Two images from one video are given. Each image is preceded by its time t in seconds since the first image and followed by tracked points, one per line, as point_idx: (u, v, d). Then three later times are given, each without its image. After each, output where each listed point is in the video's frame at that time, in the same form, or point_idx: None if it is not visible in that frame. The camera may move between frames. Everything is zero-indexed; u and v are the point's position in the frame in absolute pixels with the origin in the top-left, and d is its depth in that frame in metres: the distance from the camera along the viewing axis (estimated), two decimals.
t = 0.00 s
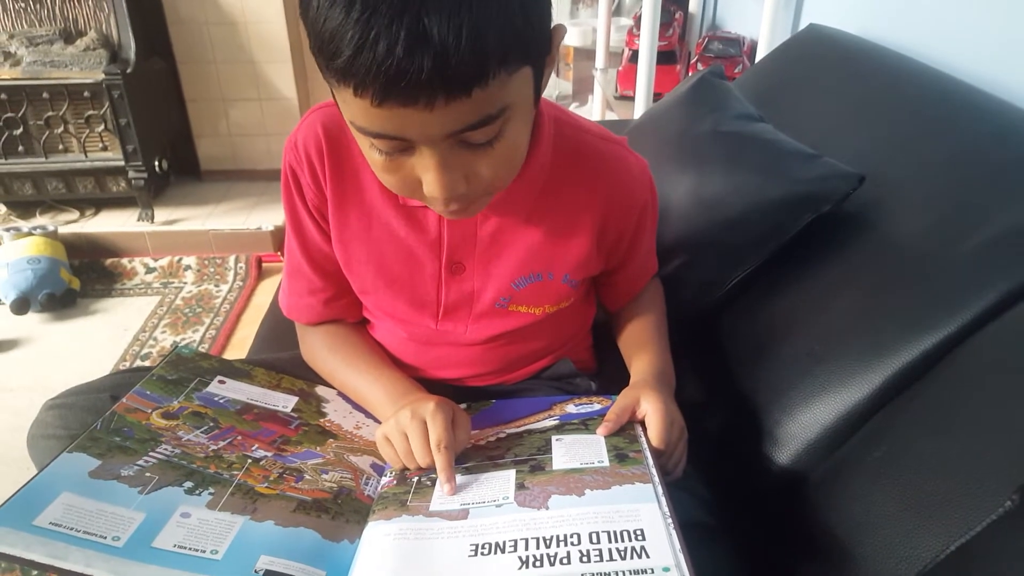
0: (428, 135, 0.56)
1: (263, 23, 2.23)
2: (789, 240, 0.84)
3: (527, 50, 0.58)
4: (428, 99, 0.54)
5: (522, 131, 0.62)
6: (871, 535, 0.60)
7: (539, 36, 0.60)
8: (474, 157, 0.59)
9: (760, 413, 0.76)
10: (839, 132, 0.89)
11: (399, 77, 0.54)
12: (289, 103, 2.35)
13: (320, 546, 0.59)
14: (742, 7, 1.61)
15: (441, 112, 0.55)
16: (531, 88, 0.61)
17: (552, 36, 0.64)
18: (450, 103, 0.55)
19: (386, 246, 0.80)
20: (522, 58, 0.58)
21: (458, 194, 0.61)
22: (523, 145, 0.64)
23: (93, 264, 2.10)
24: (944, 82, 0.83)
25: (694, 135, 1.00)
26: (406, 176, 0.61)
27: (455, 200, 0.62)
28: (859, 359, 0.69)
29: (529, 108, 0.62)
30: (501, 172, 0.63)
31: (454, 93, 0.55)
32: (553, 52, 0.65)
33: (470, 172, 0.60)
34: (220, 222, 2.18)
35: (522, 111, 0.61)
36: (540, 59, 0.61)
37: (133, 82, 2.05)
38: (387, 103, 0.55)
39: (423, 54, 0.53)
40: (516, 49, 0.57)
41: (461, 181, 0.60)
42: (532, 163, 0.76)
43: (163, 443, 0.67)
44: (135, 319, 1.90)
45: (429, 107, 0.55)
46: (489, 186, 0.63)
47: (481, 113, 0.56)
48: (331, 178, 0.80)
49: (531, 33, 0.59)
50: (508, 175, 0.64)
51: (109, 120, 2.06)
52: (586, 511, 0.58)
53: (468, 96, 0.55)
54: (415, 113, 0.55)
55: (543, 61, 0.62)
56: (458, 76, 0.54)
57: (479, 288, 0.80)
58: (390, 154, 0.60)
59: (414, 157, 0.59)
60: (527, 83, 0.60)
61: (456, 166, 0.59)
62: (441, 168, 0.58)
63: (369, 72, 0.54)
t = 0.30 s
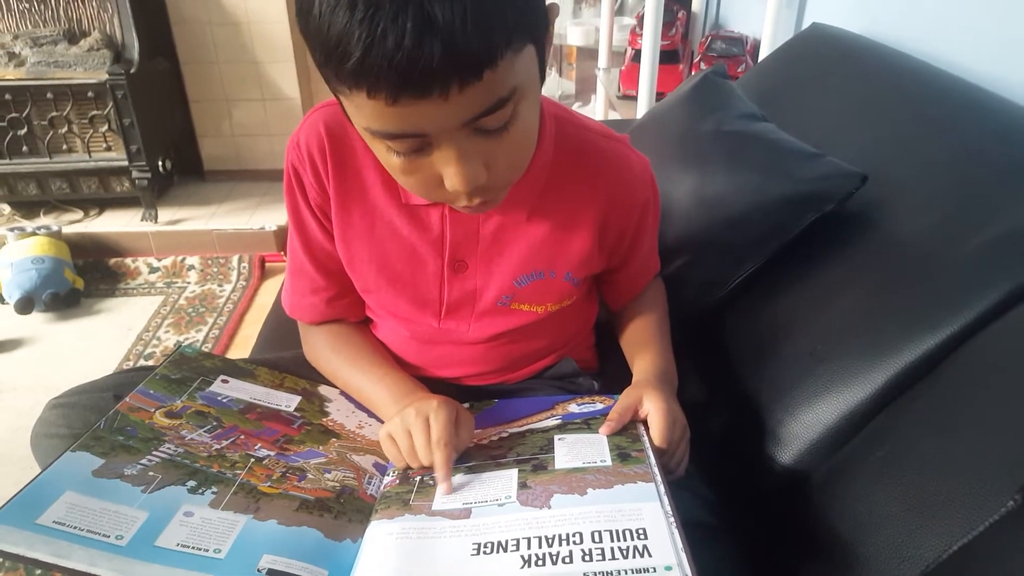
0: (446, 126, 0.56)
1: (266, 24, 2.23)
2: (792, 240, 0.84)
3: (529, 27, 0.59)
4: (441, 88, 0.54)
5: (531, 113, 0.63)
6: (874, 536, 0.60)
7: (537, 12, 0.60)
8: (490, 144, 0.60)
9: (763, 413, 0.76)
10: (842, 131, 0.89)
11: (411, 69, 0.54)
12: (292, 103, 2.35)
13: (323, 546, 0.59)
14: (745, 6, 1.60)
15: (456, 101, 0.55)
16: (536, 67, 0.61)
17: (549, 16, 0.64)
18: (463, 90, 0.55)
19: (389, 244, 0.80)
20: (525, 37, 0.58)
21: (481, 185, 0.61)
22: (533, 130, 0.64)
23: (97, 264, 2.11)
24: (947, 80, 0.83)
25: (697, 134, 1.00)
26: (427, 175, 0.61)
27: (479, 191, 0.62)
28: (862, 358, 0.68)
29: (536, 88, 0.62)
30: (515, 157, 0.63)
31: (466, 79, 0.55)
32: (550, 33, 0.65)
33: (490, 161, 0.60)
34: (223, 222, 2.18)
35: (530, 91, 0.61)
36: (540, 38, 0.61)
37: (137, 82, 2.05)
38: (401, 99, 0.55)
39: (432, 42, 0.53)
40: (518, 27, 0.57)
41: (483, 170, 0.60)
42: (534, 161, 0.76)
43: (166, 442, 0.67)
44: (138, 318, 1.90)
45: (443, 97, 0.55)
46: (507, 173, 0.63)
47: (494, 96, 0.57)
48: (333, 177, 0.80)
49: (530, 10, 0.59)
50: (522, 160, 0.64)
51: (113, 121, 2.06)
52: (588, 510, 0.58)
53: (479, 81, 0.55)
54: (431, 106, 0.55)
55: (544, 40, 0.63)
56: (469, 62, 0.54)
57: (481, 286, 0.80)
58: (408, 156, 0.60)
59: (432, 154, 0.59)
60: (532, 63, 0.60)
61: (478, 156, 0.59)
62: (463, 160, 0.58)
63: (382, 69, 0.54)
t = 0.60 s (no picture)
0: (446, 125, 0.57)
1: (276, 22, 2.25)
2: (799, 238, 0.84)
3: (528, 25, 0.59)
4: (440, 88, 0.55)
5: (533, 110, 0.63)
6: (878, 534, 0.60)
7: (537, 9, 0.60)
8: (492, 143, 0.60)
9: (768, 411, 0.76)
10: (850, 128, 0.88)
11: (410, 70, 0.54)
12: (302, 101, 2.37)
13: (329, 538, 0.59)
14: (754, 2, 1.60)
15: (455, 100, 0.55)
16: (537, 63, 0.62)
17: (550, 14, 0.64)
18: (463, 89, 0.55)
19: (394, 242, 0.80)
20: (524, 35, 0.58)
21: (484, 184, 0.61)
22: (536, 126, 0.64)
23: (108, 262, 2.13)
24: (956, 76, 0.82)
25: (704, 131, 1.00)
26: (429, 175, 0.61)
27: (482, 190, 0.62)
28: (868, 356, 0.68)
29: (537, 84, 0.62)
30: (518, 155, 0.63)
31: (465, 79, 0.55)
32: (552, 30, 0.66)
33: (492, 160, 0.60)
34: (233, 220, 2.20)
35: (531, 88, 0.61)
36: (540, 35, 0.61)
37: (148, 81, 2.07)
38: (401, 101, 0.56)
39: (429, 43, 0.54)
40: (517, 25, 0.57)
41: (485, 168, 0.60)
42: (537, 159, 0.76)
43: (174, 438, 0.68)
44: (149, 316, 1.92)
45: (443, 98, 0.55)
46: (510, 171, 0.63)
47: (493, 95, 0.57)
48: (338, 175, 0.81)
49: (529, 7, 0.59)
50: (525, 159, 0.64)
51: (124, 119, 2.08)
52: (593, 507, 0.58)
53: (479, 80, 0.56)
54: (430, 106, 0.56)
55: (544, 37, 0.63)
56: (467, 61, 0.54)
57: (485, 284, 0.80)
58: (411, 157, 0.61)
59: (434, 154, 0.59)
60: (532, 60, 0.60)
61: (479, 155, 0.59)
62: (464, 159, 0.59)
63: (381, 71, 0.54)
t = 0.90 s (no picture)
0: (448, 130, 0.57)
1: (284, 19, 2.25)
2: (807, 236, 0.83)
3: (528, 26, 0.58)
4: (440, 94, 0.55)
5: (535, 111, 0.63)
6: (885, 532, 0.60)
7: (537, 10, 0.60)
8: (494, 146, 0.60)
9: (775, 408, 0.76)
10: (859, 125, 0.88)
11: (409, 77, 0.54)
12: (310, 98, 2.37)
13: (337, 534, 0.60)
14: None
15: (455, 105, 0.55)
16: (538, 64, 0.61)
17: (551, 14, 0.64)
18: (463, 95, 0.55)
19: (400, 238, 0.81)
20: (524, 37, 0.58)
21: (486, 185, 0.62)
22: (538, 125, 0.64)
23: (119, 257, 2.14)
24: (966, 73, 0.82)
25: (712, 128, 1.00)
26: (433, 176, 0.62)
27: (485, 190, 0.62)
28: (876, 355, 0.68)
29: (539, 85, 0.62)
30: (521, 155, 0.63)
31: (465, 85, 0.55)
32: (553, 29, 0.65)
33: (495, 161, 0.61)
34: (242, 217, 2.21)
35: (533, 90, 0.61)
36: (541, 36, 0.61)
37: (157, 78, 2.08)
38: (402, 106, 0.56)
39: (428, 49, 0.53)
40: (517, 29, 0.57)
41: (487, 170, 0.60)
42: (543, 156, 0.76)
43: (183, 434, 0.68)
44: (159, 311, 1.93)
45: (443, 103, 0.55)
46: (513, 171, 0.64)
47: (494, 99, 0.57)
48: (345, 171, 0.81)
49: (528, 9, 0.58)
50: (528, 158, 0.65)
51: (133, 116, 2.09)
52: (600, 504, 0.58)
53: (479, 85, 0.55)
54: (432, 112, 0.56)
55: (546, 37, 0.62)
56: (466, 66, 0.54)
57: (491, 280, 0.80)
58: (415, 159, 0.61)
59: (437, 157, 0.60)
60: (533, 62, 0.60)
61: (482, 156, 0.59)
62: (467, 162, 0.59)
63: (382, 79, 0.55)
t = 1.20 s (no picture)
0: (438, 130, 0.57)
1: (286, 17, 2.25)
2: (808, 235, 0.83)
3: (517, 27, 0.58)
4: (428, 95, 0.55)
5: (529, 110, 0.63)
6: (886, 531, 0.60)
7: (526, 9, 0.59)
8: (487, 146, 0.60)
9: (776, 407, 0.76)
10: (860, 125, 0.88)
11: (396, 79, 0.54)
12: (311, 96, 2.37)
13: (338, 533, 0.60)
14: None
15: (444, 106, 0.56)
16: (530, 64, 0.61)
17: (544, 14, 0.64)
18: (451, 95, 0.55)
19: (401, 236, 0.81)
20: (514, 38, 0.58)
21: (480, 184, 0.62)
22: (533, 125, 0.64)
23: (120, 255, 2.14)
24: (966, 73, 0.82)
25: (713, 128, 1.00)
26: (427, 175, 0.62)
27: (479, 189, 0.62)
28: (875, 354, 0.68)
29: (532, 85, 0.62)
30: (515, 155, 0.63)
31: (453, 86, 0.55)
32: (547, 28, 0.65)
33: (488, 160, 0.61)
34: (244, 215, 2.21)
35: (525, 91, 0.61)
36: (531, 35, 0.61)
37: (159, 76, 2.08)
38: (391, 106, 0.56)
39: (414, 51, 0.53)
40: (504, 29, 0.57)
41: (480, 169, 0.60)
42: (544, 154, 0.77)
43: (185, 432, 0.69)
44: (160, 309, 1.93)
45: (432, 103, 0.55)
46: (507, 170, 0.63)
47: (484, 99, 0.57)
48: (346, 169, 0.81)
49: (516, 8, 0.58)
50: (522, 157, 0.64)
51: (135, 113, 2.09)
52: (599, 502, 0.58)
53: (467, 86, 0.55)
54: (421, 112, 0.56)
55: (538, 37, 0.62)
56: (454, 67, 0.54)
57: (492, 278, 0.80)
58: (409, 158, 0.61)
59: (431, 156, 0.60)
60: (525, 62, 0.60)
61: (475, 156, 0.59)
62: (459, 161, 0.59)
63: (369, 80, 0.55)
